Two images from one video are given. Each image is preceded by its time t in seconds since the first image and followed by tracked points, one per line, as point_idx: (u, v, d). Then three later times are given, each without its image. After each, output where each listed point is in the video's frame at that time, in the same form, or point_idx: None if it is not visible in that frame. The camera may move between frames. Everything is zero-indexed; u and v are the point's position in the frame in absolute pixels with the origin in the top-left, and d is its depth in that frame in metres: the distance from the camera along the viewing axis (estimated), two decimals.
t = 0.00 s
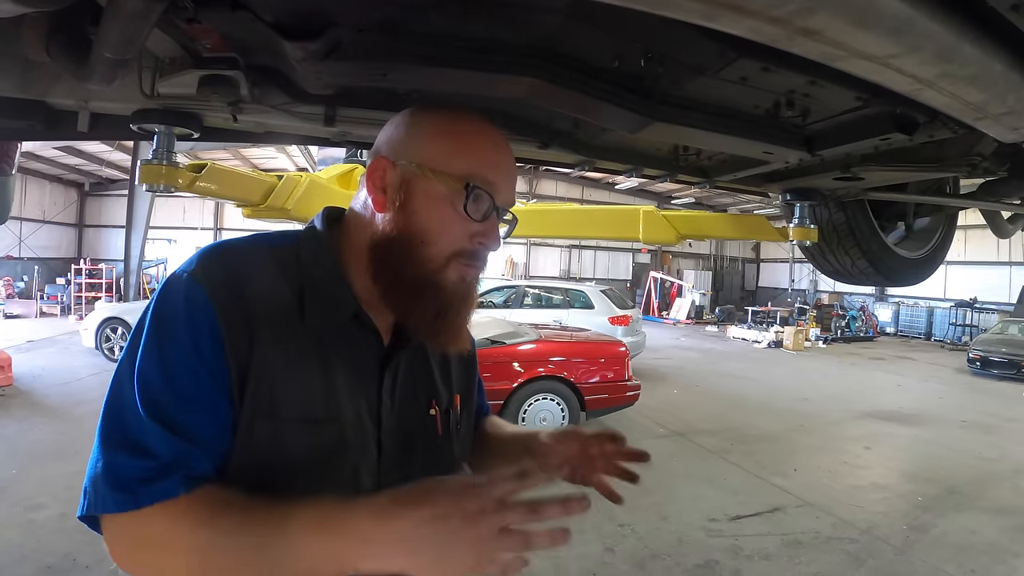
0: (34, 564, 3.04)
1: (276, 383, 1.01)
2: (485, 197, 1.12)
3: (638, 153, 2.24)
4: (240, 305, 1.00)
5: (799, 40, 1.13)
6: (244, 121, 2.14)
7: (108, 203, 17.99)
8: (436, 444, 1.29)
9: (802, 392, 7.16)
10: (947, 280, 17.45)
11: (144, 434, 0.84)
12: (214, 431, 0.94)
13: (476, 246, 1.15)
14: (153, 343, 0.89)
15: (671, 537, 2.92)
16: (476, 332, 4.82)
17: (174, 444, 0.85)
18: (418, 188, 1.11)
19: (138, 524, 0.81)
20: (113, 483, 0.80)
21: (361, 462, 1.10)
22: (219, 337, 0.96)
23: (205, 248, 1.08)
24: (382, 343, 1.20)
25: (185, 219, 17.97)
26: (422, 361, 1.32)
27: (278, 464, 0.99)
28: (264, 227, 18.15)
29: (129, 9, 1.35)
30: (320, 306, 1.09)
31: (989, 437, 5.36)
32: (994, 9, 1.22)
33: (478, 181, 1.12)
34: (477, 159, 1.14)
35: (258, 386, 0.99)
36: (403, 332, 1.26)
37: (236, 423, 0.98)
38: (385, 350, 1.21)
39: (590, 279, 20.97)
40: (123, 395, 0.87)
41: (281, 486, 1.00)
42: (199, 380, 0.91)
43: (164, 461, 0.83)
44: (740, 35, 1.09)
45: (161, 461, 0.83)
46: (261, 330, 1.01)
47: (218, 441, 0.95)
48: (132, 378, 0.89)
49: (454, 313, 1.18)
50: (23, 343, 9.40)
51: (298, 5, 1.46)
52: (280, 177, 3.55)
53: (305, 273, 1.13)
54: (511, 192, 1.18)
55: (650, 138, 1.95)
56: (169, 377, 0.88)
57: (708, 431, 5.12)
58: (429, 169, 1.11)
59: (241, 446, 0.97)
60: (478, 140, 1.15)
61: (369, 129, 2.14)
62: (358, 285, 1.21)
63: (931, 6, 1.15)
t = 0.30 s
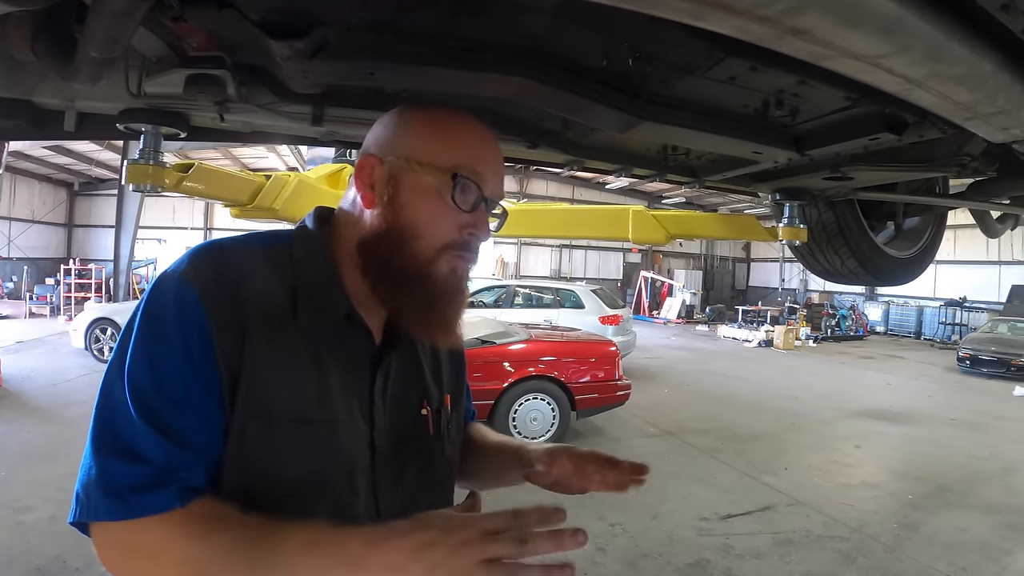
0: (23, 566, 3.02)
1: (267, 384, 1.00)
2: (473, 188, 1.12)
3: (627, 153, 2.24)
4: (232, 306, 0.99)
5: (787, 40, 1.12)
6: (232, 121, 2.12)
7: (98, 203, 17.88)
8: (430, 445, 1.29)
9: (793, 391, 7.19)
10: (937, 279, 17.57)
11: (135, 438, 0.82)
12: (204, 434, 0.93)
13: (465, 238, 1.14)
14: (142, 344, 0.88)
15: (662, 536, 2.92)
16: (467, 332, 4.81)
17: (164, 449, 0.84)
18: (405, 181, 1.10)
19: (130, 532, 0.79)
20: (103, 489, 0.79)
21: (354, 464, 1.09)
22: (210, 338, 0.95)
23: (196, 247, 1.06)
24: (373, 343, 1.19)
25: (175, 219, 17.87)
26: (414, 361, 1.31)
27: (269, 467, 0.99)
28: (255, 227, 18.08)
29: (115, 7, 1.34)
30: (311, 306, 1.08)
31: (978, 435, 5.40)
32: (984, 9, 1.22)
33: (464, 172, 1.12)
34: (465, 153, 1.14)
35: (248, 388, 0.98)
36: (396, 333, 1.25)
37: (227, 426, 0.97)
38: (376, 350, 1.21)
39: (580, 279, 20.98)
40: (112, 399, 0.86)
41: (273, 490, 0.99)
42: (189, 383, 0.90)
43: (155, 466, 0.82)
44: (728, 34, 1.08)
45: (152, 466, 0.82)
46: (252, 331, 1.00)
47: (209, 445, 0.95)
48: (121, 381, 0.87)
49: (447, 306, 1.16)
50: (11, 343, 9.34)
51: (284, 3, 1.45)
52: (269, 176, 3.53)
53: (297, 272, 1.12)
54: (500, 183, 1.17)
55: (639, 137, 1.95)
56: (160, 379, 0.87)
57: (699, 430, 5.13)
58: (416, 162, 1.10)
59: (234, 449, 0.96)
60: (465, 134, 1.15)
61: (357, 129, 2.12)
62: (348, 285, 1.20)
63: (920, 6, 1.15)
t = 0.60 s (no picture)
0: (13, 566, 2.99)
1: (252, 382, 0.98)
2: (450, 169, 1.10)
3: (620, 150, 2.23)
4: (218, 302, 0.98)
5: (782, 34, 1.12)
6: (221, 116, 2.10)
7: (90, 201, 17.77)
8: (420, 445, 1.27)
9: (785, 389, 7.21)
10: (929, 278, 17.66)
11: (118, 436, 0.81)
12: (188, 433, 0.91)
13: (445, 221, 1.12)
14: (126, 340, 0.86)
15: (655, 534, 2.92)
16: (459, 330, 4.79)
17: (148, 448, 0.82)
18: (382, 166, 1.10)
19: (108, 535, 0.77)
20: (85, 488, 0.77)
21: (342, 463, 1.08)
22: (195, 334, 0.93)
23: (184, 242, 1.05)
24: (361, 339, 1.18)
25: (167, 216, 17.77)
26: (402, 361, 1.30)
27: (255, 466, 0.97)
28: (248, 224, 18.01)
29: None
30: (298, 302, 1.06)
31: (969, 433, 5.43)
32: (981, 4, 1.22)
33: (441, 154, 1.11)
34: (442, 135, 1.13)
35: (234, 386, 0.96)
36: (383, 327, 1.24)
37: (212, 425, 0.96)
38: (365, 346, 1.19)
39: (573, 277, 20.98)
40: (94, 396, 0.84)
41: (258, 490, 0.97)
42: (174, 380, 0.89)
43: (137, 465, 0.81)
44: (722, 28, 1.07)
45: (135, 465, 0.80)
46: (239, 327, 0.98)
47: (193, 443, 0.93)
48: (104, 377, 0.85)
49: (427, 294, 1.14)
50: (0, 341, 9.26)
51: None
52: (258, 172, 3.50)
53: (284, 268, 1.10)
54: (480, 167, 1.16)
55: (632, 133, 1.94)
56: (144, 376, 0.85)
57: (691, 428, 5.13)
58: (394, 147, 1.10)
59: (219, 447, 0.95)
60: (444, 119, 1.14)
61: (347, 124, 2.10)
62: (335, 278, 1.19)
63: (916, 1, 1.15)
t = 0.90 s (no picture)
0: (9, 566, 2.97)
1: (242, 380, 0.98)
2: (454, 161, 1.12)
3: (618, 147, 2.23)
4: (204, 300, 0.97)
5: (782, 30, 1.11)
6: (217, 112, 2.09)
7: (85, 199, 17.71)
8: (416, 442, 1.26)
9: (780, 387, 7.23)
10: (924, 276, 17.73)
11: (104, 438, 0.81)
12: (175, 431, 0.91)
13: (453, 214, 1.13)
14: (113, 340, 0.85)
15: (651, 532, 2.92)
16: (455, 328, 4.78)
17: (134, 449, 0.82)
18: (385, 161, 1.10)
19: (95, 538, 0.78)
20: (70, 490, 0.77)
21: (336, 461, 1.08)
22: (180, 333, 0.93)
23: (172, 240, 1.04)
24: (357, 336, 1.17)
25: (162, 214, 17.71)
26: (399, 360, 1.29)
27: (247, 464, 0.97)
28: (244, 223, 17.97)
29: None
30: (290, 300, 1.06)
31: (964, 431, 5.45)
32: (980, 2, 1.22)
33: (445, 146, 1.13)
34: (442, 129, 1.14)
35: (224, 386, 0.96)
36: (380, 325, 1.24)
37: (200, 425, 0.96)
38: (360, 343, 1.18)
39: (569, 275, 20.98)
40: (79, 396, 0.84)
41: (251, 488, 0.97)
42: (160, 380, 0.88)
43: (125, 465, 0.81)
44: (723, 24, 1.07)
45: (120, 468, 0.80)
46: (227, 326, 0.98)
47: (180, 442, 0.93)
48: (90, 377, 0.85)
49: (438, 288, 1.15)
50: None
51: None
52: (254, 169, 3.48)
53: (273, 265, 1.10)
54: (481, 158, 1.18)
55: (630, 130, 1.94)
56: (124, 377, 0.84)
57: (687, 426, 5.14)
58: (395, 142, 1.11)
59: (208, 446, 0.95)
60: (442, 113, 1.15)
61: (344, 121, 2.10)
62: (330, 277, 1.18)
63: None
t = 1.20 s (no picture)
0: (7, 566, 2.96)
1: (238, 381, 0.98)
2: (469, 160, 1.13)
3: (618, 144, 2.23)
4: (198, 301, 0.97)
5: (787, 28, 1.12)
6: (215, 109, 2.09)
7: (81, 197, 17.64)
8: (418, 443, 1.26)
9: (778, 385, 7.24)
10: (921, 274, 17.76)
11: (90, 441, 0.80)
12: (165, 433, 0.91)
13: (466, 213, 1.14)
14: (103, 340, 0.85)
15: (649, 530, 2.92)
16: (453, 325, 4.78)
17: (119, 454, 0.82)
18: (401, 159, 1.09)
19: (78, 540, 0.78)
20: (56, 491, 0.78)
21: (334, 462, 1.07)
22: (172, 335, 0.93)
23: (170, 238, 1.04)
24: (359, 336, 1.17)
25: (159, 212, 17.66)
26: (400, 360, 1.29)
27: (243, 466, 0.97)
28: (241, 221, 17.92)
29: None
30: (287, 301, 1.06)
31: (962, 428, 5.47)
32: None
33: (460, 145, 1.13)
34: (453, 127, 1.14)
35: (220, 388, 0.96)
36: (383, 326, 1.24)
37: (193, 426, 0.95)
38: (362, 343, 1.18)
39: (566, 273, 20.98)
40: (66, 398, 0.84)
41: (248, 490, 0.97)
42: (150, 382, 0.88)
43: (111, 468, 0.81)
44: (727, 21, 1.07)
45: (104, 472, 0.80)
46: (221, 327, 0.98)
47: (170, 443, 0.93)
48: (78, 378, 0.85)
49: (454, 287, 1.16)
50: None
51: None
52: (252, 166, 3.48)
53: (270, 265, 1.09)
54: (491, 156, 1.19)
55: (632, 127, 1.94)
56: (112, 380, 0.84)
57: (685, 423, 5.14)
58: (409, 139, 1.10)
59: (202, 447, 0.95)
60: (453, 111, 1.15)
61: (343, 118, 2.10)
62: (334, 277, 1.17)
63: None
